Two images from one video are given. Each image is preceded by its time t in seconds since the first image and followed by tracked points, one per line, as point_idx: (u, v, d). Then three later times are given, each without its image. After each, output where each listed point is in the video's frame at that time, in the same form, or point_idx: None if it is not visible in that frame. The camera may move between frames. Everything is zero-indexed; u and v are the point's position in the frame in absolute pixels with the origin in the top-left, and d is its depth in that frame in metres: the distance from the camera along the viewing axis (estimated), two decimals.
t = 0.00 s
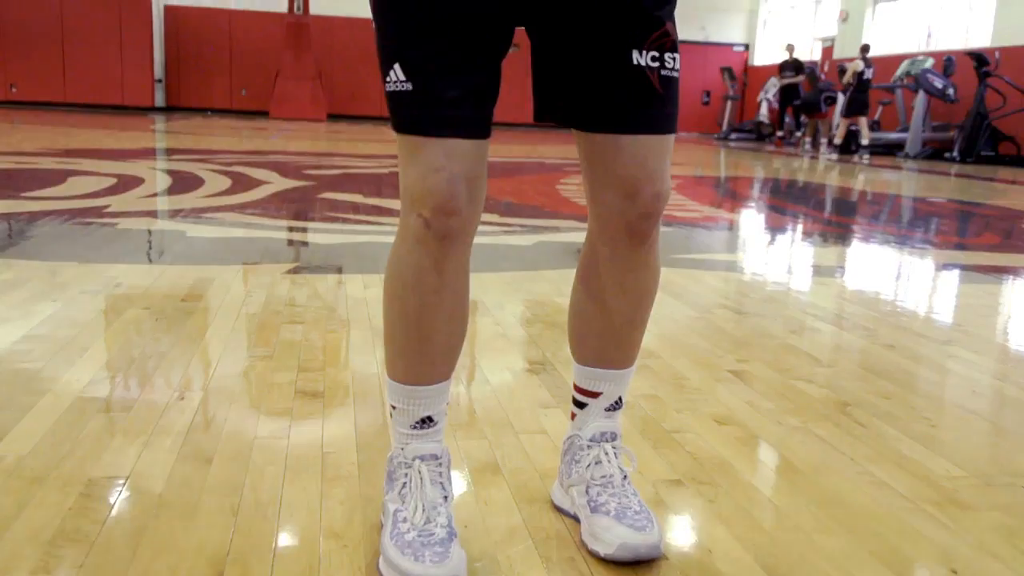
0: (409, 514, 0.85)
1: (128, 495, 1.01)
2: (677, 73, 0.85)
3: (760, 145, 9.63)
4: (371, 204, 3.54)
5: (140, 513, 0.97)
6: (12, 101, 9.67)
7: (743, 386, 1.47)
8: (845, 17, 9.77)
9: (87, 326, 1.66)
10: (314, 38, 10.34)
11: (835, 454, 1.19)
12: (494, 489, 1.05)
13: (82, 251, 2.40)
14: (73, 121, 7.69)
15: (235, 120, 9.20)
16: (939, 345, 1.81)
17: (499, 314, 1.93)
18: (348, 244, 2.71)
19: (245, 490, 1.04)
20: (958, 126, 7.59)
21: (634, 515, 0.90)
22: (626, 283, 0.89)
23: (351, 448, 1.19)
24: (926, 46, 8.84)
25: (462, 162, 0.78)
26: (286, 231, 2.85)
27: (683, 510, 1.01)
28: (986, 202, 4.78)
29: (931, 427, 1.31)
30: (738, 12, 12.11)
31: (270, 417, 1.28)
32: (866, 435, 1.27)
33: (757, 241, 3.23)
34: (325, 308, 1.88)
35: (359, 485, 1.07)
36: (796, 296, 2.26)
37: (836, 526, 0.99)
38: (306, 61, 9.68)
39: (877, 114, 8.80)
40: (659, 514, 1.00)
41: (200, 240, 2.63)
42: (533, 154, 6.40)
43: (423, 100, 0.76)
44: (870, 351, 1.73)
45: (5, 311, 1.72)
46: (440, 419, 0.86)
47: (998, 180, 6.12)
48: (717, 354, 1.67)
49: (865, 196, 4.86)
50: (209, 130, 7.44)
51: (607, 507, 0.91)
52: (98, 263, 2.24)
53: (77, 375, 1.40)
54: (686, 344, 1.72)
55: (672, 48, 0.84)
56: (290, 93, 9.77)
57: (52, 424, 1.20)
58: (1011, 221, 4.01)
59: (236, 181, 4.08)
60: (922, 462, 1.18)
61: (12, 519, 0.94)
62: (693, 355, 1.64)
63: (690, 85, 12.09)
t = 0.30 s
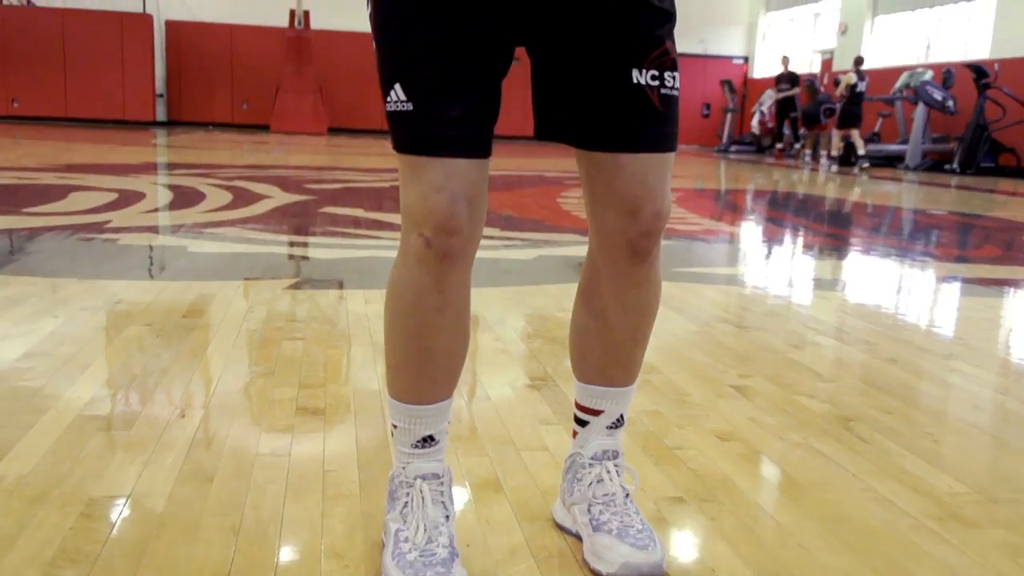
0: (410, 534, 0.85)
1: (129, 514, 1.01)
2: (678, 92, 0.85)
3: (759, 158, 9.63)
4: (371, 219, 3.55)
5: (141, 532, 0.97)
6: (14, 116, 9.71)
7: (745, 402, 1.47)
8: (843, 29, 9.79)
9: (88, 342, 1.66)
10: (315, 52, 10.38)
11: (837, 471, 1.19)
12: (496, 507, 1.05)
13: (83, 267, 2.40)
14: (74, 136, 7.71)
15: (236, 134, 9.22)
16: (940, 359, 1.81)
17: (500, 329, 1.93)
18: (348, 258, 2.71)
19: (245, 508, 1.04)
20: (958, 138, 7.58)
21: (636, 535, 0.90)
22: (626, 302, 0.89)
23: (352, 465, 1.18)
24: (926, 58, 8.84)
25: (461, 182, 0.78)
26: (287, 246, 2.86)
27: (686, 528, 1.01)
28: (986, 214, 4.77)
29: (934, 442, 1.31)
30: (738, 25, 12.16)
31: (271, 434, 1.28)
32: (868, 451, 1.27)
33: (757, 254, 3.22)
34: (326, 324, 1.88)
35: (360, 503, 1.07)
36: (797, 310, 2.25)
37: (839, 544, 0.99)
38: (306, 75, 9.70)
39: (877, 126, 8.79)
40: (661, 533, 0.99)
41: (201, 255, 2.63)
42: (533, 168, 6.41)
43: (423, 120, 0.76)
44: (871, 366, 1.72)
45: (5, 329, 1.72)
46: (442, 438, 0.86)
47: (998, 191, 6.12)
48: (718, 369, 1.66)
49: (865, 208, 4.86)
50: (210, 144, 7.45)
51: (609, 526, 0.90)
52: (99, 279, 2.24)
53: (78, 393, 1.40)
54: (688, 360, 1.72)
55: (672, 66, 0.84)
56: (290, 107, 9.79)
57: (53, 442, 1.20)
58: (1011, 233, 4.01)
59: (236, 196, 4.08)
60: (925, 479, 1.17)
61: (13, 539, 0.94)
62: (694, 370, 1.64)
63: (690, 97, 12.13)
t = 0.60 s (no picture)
0: (411, 561, 0.84)
1: (128, 541, 1.00)
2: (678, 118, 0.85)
3: (759, 177, 9.66)
4: (373, 239, 3.55)
5: (141, 558, 0.96)
6: (17, 136, 9.76)
7: (748, 425, 1.46)
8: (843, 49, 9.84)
9: (89, 365, 1.66)
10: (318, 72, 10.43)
11: (840, 496, 1.18)
12: (497, 532, 1.04)
13: (84, 288, 2.41)
14: (76, 156, 7.73)
15: (239, 154, 9.25)
16: (942, 381, 1.81)
17: (501, 350, 1.92)
18: (349, 279, 2.71)
19: (245, 534, 1.03)
20: (958, 157, 7.61)
21: (638, 562, 0.90)
22: (628, 326, 0.89)
23: (352, 489, 1.18)
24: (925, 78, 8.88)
25: (463, 208, 0.78)
26: (288, 267, 2.86)
27: (689, 553, 1.00)
28: (987, 234, 4.77)
29: (937, 466, 1.30)
30: (738, 45, 12.23)
31: (272, 457, 1.28)
32: (871, 475, 1.26)
33: (758, 274, 3.22)
34: (328, 346, 1.87)
35: (360, 528, 1.06)
36: (799, 331, 2.25)
37: (842, 570, 0.98)
38: (308, 95, 9.75)
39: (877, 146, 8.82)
40: (663, 558, 0.99)
41: (202, 276, 2.63)
42: (534, 187, 6.43)
43: (424, 146, 0.76)
44: (873, 389, 1.72)
45: (6, 351, 1.71)
46: (442, 464, 0.85)
47: (998, 211, 6.12)
48: (720, 392, 1.66)
49: (865, 228, 4.87)
50: (212, 164, 7.48)
51: (611, 553, 0.90)
52: (100, 300, 2.24)
53: (79, 416, 1.40)
54: (689, 382, 1.72)
55: (672, 93, 0.84)
56: (292, 127, 9.85)
57: (53, 466, 1.20)
58: (1012, 253, 4.00)
59: (238, 216, 4.09)
60: (929, 504, 1.17)
61: (12, 565, 0.94)
62: (696, 393, 1.64)
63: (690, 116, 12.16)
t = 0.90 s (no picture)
0: None
1: (126, 564, 1.00)
2: (679, 142, 0.85)
3: (759, 195, 9.67)
4: (373, 257, 3.55)
5: None
6: (20, 153, 9.85)
7: (748, 447, 1.46)
8: (843, 68, 9.90)
9: (89, 385, 1.66)
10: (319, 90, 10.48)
11: (843, 520, 1.18)
12: (496, 555, 1.04)
13: (85, 306, 2.41)
14: (79, 174, 7.77)
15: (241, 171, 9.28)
16: (943, 402, 1.80)
17: (501, 370, 1.92)
18: (350, 298, 2.71)
19: (245, 558, 1.03)
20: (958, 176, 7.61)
21: None
22: (629, 351, 0.89)
23: (352, 512, 1.17)
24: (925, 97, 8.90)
25: (463, 234, 0.78)
26: (289, 285, 2.86)
27: None
28: (987, 252, 4.77)
29: (939, 489, 1.30)
30: (738, 63, 12.29)
31: (272, 479, 1.27)
32: (874, 498, 1.26)
33: (758, 293, 3.22)
34: (328, 366, 1.87)
35: (359, 552, 1.06)
36: (800, 351, 2.24)
37: None
38: (310, 112, 9.79)
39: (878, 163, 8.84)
40: None
41: (203, 295, 2.63)
42: (534, 205, 6.44)
43: (425, 171, 0.76)
44: (875, 409, 1.71)
45: (5, 371, 1.71)
46: (443, 489, 0.85)
47: (999, 229, 6.12)
48: (721, 413, 1.65)
49: (866, 246, 4.87)
50: (215, 182, 7.50)
51: None
52: (100, 320, 2.24)
53: (79, 437, 1.40)
54: (690, 403, 1.71)
55: (673, 118, 0.84)
56: (294, 144, 9.90)
57: (52, 488, 1.20)
58: (1013, 272, 4.00)
59: (240, 234, 4.09)
60: (931, 528, 1.16)
61: None
62: (696, 414, 1.63)
63: (691, 134, 12.19)
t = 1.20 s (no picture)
0: None
1: None
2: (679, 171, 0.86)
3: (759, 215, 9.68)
4: (373, 277, 3.55)
5: None
6: (22, 171, 9.91)
7: (748, 473, 1.45)
8: (842, 89, 10.01)
9: (87, 407, 1.65)
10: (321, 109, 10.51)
11: (844, 548, 1.17)
12: None
13: (84, 326, 2.40)
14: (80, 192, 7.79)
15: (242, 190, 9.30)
16: (944, 427, 1.80)
17: (501, 393, 1.91)
18: (350, 318, 2.71)
19: None
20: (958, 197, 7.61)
21: None
22: (628, 377, 0.89)
23: (350, 538, 1.17)
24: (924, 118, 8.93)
25: (462, 262, 0.78)
26: (289, 305, 2.86)
27: None
28: (987, 274, 4.77)
29: (939, 517, 1.29)
30: (738, 84, 12.35)
31: (270, 503, 1.27)
32: (874, 526, 1.25)
33: (758, 314, 3.21)
34: (327, 388, 1.86)
35: None
36: (800, 374, 2.24)
37: None
38: (311, 131, 9.81)
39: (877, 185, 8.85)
40: None
41: (203, 315, 2.63)
42: (534, 225, 6.45)
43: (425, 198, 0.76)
44: (875, 435, 1.71)
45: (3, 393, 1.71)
46: (441, 517, 0.85)
47: (998, 251, 6.12)
48: (721, 437, 1.65)
49: (866, 268, 4.86)
50: (216, 200, 7.51)
51: None
52: (99, 340, 2.23)
53: (76, 460, 1.39)
54: (690, 427, 1.71)
55: (673, 146, 0.84)
56: (295, 163, 9.94)
57: (47, 515, 1.19)
58: (1013, 294, 3.99)
59: (240, 253, 4.09)
60: (932, 556, 1.16)
61: None
62: (696, 439, 1.63)
63: (691, 154, 12.23)
